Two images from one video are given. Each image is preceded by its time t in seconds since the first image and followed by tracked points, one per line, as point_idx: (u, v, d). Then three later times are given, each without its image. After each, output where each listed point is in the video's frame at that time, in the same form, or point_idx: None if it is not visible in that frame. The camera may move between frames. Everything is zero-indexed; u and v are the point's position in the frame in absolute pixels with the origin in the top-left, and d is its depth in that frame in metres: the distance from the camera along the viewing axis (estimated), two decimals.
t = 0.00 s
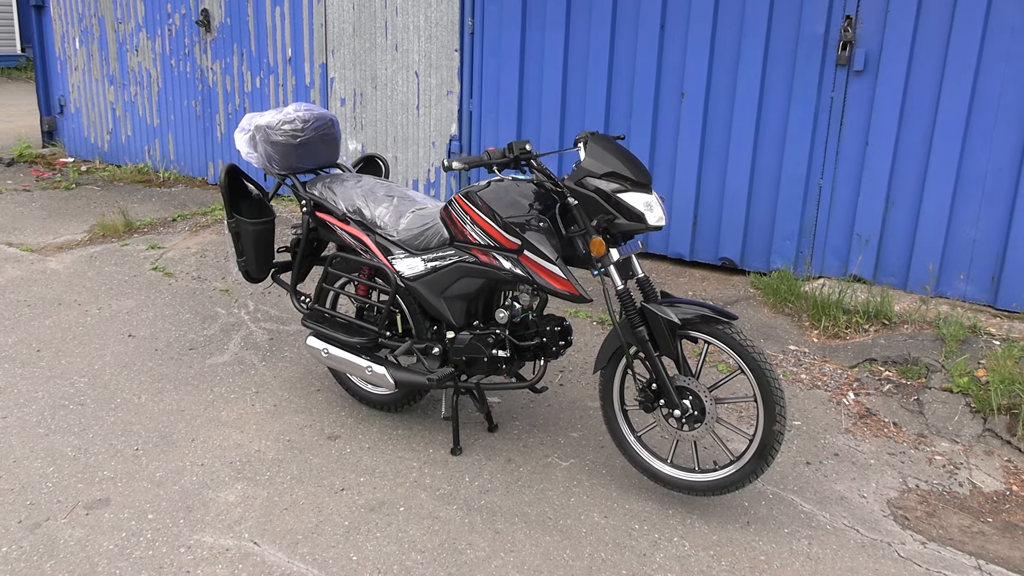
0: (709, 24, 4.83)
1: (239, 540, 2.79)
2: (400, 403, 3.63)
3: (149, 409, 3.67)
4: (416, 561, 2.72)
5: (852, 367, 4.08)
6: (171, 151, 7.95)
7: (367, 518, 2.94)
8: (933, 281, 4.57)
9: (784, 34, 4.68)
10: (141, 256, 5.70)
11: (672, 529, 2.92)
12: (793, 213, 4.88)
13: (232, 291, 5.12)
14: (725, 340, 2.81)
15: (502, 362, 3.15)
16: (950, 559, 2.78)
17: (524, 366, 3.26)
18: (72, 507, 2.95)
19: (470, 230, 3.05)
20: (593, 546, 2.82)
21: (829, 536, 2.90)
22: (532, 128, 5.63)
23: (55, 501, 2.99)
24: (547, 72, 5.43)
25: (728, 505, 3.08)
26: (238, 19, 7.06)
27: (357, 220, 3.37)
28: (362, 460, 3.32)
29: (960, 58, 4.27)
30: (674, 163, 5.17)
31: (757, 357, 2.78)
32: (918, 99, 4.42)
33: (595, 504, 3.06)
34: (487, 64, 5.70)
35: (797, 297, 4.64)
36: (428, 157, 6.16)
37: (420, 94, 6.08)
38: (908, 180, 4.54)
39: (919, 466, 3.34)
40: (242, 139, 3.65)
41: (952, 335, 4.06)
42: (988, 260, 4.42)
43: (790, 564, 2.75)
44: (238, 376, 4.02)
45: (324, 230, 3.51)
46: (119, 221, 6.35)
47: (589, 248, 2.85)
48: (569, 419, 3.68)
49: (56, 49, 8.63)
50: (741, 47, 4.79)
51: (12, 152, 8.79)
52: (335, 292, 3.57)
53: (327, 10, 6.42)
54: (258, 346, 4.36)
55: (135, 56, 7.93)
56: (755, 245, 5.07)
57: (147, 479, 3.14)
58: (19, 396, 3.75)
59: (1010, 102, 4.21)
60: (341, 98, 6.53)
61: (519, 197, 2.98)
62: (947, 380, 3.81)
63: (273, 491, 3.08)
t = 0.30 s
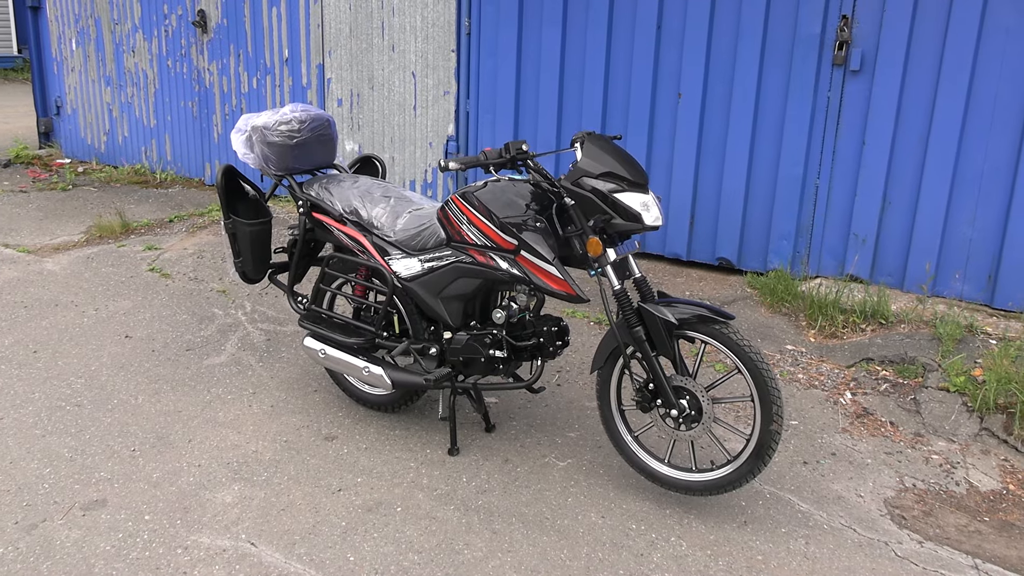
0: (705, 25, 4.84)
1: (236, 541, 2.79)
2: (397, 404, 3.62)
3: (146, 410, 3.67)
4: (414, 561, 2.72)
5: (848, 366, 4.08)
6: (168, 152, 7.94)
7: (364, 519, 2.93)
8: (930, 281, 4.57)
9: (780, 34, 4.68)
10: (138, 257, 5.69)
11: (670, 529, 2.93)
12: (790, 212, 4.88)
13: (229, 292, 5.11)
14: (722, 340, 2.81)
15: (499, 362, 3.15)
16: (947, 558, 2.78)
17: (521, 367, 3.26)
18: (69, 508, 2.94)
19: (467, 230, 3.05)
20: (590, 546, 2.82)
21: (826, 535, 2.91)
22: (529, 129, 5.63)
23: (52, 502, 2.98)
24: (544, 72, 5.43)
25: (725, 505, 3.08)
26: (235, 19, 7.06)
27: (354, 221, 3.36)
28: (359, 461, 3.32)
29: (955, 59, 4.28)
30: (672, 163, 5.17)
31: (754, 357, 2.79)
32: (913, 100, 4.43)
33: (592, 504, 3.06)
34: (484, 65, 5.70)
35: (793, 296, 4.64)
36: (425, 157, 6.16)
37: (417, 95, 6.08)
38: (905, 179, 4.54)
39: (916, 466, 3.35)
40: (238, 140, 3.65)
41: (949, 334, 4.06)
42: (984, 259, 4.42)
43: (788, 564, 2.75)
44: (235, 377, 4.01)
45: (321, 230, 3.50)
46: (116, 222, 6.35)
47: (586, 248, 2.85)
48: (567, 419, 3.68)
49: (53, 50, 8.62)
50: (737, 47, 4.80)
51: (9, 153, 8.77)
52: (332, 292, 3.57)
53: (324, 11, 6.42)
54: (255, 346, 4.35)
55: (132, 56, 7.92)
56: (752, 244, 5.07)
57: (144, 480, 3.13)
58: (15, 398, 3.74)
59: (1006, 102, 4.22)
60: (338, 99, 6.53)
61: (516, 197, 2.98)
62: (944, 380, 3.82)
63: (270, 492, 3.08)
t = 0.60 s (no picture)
0: (702, 24, 4.84)
1: (235, 542, 2.79)
2: (395, 404, 3.62)
3: (143, 411, 3.66)
4: (412, 561, 2.71)
5: (847, 365, 4.09)
6: (165, 152, 7.93)
7: (362, 519, 2.93)
8: (928, 279, 4.58)
9: (777, 33, 4.68)
10: (135, 258, 5.68)
11: (668, 528, 2.92)
12: (788, 211, 4.88)
13: (227, 293, 5.11)
14: (720, 338, 2.81)
15: (497, 362, 3.14)
16: (946, 556, 2.78)
17: (518, 366, 3.26)
18: (66, 510, 2.94)
19: (464, 230, 3.04)
20: (589, 546, 2.82)
21: (825, 533, 2.91)
22: (526, 128, 5.62)
23: (50, 504, 2.97)
24: (541, 72, 5.43)
25: (724, 503, 3.08)
26: (231, 20, 7.05)
27: (351, 221, 3.36)
28: (358, 461, 3.31)
29: (952, 57, 4.28)
30: (669, 162, 5.17)
31: (753, 355, 2.78)
32: (910, 98, 4.44)
33: (591, 503, 3.06)
34: (481, 64, 5.70)
35: (791, 295, 4.65)
36: (422, 157, 6.15)
37: (414, 94, 6.08)
38: (902, 178, 4.54)
39: (914, 464, 3.35)
40: (235, 141, 3.64)
41: (947, 333, 4.06)
42: (982, 257, 4.43)
43: (786, 562, 2.75)
44: (232, 378, 4.00)
45: (317, 231, 3.50)
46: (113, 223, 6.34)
47: (584, 248, 2.85)
48: (565, 419, 3.68)
49: (49, 51, 8.61)
50: (734, 46, 4.79)
51: (5, 155, 8.75)
52: (330, 293, 3.56)
53: (321, 11, 6.41)
54: (252, 347, 4.35)
55: (128, 57, 7.91)
56: (749, 243, 5.07)
57: (142, 481, 3.13)
58: (13, 399, 3.73)
59: (1002, 100, 4.22)
60: (335, 99, 6.53)
61: (513, 196, 2.98)
62: (942, 378, 3.82)
63: (268, 493, 3.08)
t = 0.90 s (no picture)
0: (701, 24, 4.84)
1: (233, 543, 2.78)
2: (394, 405, 3.62)
3: (142, 412, 3.66)
4: (411, 562, 2.71)
5: (846, 364, 4.08)
6: (163, 153, 7.92)
7: (361, 520, 2.93)
8: (926, 278, 4.58)
9: (776, 32, 4.68)
10: (133, 259, 5.68)
11: (668, 528, 2.92)
12: (787, 210, 4.88)
13: (225, 293, 5.10)
14: (719, 338, 2.81)
15: (496, 362, 3.14)
16: (945, 556, 2.78)
17: (517, 367, 3.26)
18: (64, 511, 2.94)
19: (463, 230, 3.04)
20: (588, 546, 2.81)
21: (824, 533, 2.91)
22: (524, 128, 5.62)
23: (48, 505, 2.97)
24: (540, 71, 5.43)
25: (723, 503, 3.08)
26: (229, 20, 7.04)
27: (350, 221, 3.36)
28: (356, 462, 3.31)
29: (950, 57, 4.28)
30: (668, 162, 5.17)
31: (751, 355, 2.78)
32: (909, 98, 4.44)
33: (590, 503, 3.06)
34: (480, 65, 5.70)
35: (790, 295, 4.65)
36: (421, 157, 6.15)
37: (412, 94, 6.07)
38: (900, 177, 4.54)
39: (913, 463, 3.35)
40: (232, 141, 3.64)
41: (946, 332, 4.06)
42: (980, 256, 4.43)
43: (786, 562, 2.75)
44: (231, 378, 4.00)
45: (316, 231, 3.49)
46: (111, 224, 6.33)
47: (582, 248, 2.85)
48: (564, 419, 3.67)
49: (47, 52, 8.60)
50: (733, 45, 4.79)
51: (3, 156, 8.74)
52: (328, 293, 3.56)
53: (319, 12, 6.41)
54: (251, 348, 4.34)
55: (126, 58, 7.90)
56: (748, 243, 5.07)
57: (140, 482, 3.12)
58: (11, 400, 3.73)
59: (1000, 99, 4.22)
60: (333, 99, 6.52)
61: (511, 196, 2.98)
62: (941, 377, 3.82)
63: (267, 493, 3.07)
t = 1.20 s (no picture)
0: (699, 23, 4.84)
1: (233, 543, 2.78)
2: (393, 405, 3.62)
3: (141, 412, 3.66)
4: (411, 562, 2.71)
5: (845, 363, 4.08)
6: (163, 153, 7.92)
7: (361, 520, 2.92)
8: (926, 277, 4.58)
9: (775, 31, 4.68)
10: (132, 259, 5.68)
11: (667, 527, 2.92)
12: (786, 210, 4.88)
13: (225, 294, 5.10)
14: (718, 337, 2.81)
15: (496, 361, 3.13)
16: (945, 554, 2.78)
17: (517, 366, 3.26)
18: (64, 511, 2.94)
19: (462, 230, 3.04)
20: (588, 545, 2.81)
21: (824, 532, 2.90)
22: (523, 127, 5.62)
23: (48, 506, 2.97)
24: (539, 71, 5.43)
25: (722, 503, 3.08)
26: (228, 20, 7.04)
27: (349, 221, 3.36)
28: (356, 462, 3.31)
29: (949, 56, 4.28)
30: (667, 161, 5.17)
31: (751, 354, 2.78)
32: (908, 97, 4.44)
33: (590, 503, 3.06)
34: (479, 64, 5.70)
35: (790, 294, 4.65)
36: (420, 157, 6.15)
37: (411, 94, 6.07)
38: (899, 176, 4.54)
39: (913, 462, 3.34)
40: (231, 141, 3.64)
41: (945, 331, 4.06)
42: (980, 255, 4.42)
43: (786, 561, 2.75)
44: (231, 378, 4.00)
45: (315, 231, 3.49)
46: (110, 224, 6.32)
47: (581, 247, 2.85)
48: (564, 419, 3.67)
49: (46, 52, 8.60)
50: (732, 45, 4.79)
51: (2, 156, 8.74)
52: (328, 293, 3.56)
53: (318, 12, 6.41)
54: (250, 348, 4.34)
55: (125, 58, 7.90)
56: (747, 242, 5.07)
57: (140, 483, 3.12)
58: (11, 401, 3.73)
59: (1000, 98, 4.22)
60: (332, 99, 6.52)
61: (510, 196, 2.97)
62: (941, 376, 3.82)
63: (267, 493, 3.07)
